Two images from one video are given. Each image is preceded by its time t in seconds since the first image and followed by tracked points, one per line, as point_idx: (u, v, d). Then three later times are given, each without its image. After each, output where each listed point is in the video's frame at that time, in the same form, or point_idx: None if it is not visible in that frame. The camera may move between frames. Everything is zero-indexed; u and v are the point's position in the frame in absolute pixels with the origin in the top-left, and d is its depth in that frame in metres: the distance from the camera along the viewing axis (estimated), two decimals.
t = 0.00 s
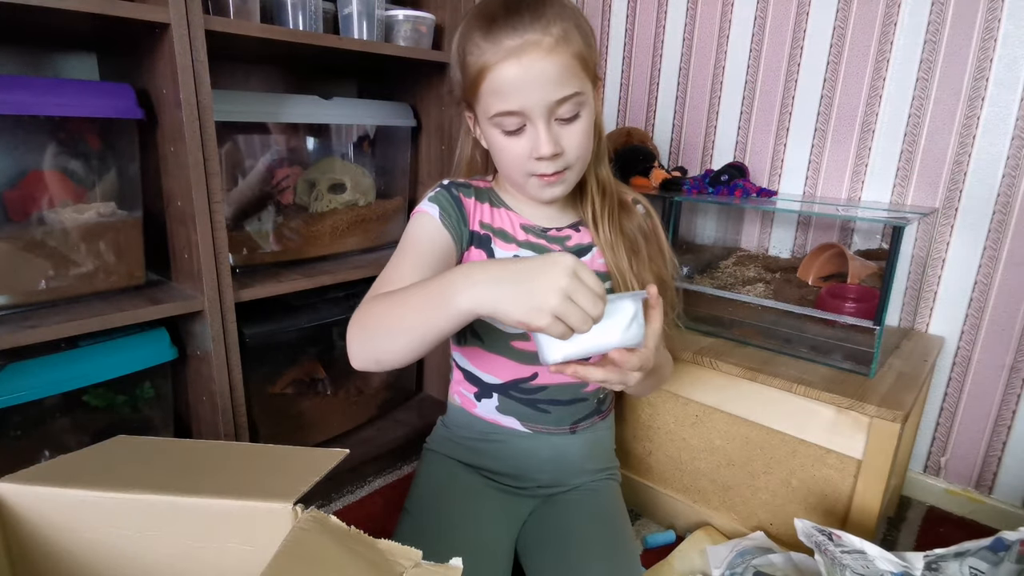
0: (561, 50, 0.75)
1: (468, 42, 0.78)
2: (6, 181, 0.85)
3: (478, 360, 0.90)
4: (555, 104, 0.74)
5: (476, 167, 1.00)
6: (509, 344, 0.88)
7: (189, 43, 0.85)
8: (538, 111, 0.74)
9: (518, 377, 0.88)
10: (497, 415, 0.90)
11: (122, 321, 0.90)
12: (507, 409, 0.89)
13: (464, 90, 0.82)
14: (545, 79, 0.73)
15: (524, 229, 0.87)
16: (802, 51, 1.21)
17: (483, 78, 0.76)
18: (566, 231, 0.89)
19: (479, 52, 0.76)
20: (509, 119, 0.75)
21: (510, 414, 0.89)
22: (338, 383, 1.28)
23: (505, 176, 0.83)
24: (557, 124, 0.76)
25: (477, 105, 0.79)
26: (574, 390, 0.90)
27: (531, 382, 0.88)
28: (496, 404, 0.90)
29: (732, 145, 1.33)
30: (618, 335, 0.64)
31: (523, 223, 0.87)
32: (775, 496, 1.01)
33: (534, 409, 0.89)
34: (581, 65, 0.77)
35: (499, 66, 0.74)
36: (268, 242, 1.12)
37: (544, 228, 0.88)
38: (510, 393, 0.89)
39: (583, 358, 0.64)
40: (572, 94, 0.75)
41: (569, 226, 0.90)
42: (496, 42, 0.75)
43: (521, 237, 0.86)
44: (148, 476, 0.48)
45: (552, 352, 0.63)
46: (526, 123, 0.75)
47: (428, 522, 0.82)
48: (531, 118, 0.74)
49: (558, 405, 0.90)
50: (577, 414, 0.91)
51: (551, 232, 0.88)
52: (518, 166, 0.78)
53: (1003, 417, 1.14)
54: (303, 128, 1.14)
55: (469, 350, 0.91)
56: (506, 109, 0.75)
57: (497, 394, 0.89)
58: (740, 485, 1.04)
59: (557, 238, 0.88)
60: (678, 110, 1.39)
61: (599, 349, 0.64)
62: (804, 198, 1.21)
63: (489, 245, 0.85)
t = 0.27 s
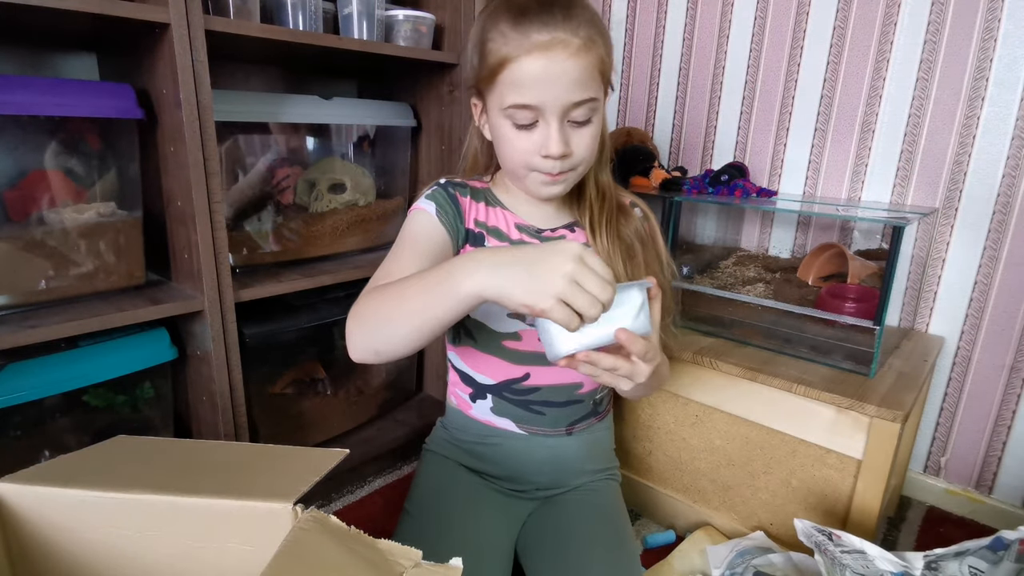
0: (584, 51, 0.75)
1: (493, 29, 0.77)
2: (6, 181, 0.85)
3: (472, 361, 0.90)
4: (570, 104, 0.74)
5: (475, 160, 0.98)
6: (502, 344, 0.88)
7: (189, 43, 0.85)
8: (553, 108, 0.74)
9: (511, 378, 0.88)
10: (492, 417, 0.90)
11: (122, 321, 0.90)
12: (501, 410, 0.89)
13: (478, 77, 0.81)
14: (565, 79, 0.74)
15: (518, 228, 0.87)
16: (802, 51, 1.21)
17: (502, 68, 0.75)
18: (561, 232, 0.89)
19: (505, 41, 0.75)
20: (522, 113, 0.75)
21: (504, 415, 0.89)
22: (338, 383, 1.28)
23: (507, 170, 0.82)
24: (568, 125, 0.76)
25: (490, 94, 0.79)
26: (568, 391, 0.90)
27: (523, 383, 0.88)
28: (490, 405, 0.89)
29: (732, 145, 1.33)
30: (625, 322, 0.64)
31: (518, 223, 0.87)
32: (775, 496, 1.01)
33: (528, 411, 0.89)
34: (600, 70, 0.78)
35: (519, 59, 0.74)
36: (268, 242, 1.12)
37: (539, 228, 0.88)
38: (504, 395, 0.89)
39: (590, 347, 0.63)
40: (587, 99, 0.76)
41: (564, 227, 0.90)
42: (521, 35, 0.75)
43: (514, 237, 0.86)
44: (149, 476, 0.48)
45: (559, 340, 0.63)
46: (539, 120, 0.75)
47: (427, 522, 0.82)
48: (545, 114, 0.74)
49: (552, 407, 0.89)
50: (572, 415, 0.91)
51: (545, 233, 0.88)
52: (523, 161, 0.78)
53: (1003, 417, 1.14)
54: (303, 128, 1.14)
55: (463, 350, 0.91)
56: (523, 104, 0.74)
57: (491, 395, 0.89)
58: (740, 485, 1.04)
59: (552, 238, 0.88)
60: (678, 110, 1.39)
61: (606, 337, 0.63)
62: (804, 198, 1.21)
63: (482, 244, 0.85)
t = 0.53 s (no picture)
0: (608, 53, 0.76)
1: (523, 26, 0.78)
2: (6, 181, 0.85)
3: (470, 364, 0.90)
4: (591, 106, 0.75)
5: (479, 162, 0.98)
6: (501, 347, 0.88)
7: (189, 43, 0.85)
8: (574, 107, 0.74)
9: (509, 382, 0.88)
10: (490, 419, 0.89)
11: (122, 321, 0.90)
12: (500, 414, 0.89)
13: (496, 70, 0.80)
14: (590, 80, 0.74)
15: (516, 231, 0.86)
16: (802, 51, 1.21)
17: (526, 63, 0.75)
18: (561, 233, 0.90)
19: (530, 36, 0.77)
20: (542, 109, 0.74)
21: (503, 418, 0.89)
22: (338, 383, 1.28)
23: (517, 167, 0.81)
24: (586, 127, 0.76)
25: (508, 88, 0.78)
26: (567, 394, 0.89)
27: (521, 386, 0.88)
28: (489, 408, 0.89)
29: (732, 145, 1.33)
30: (664, 327, 0.65)
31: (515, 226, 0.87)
32: (775, 496, 1.01)
33: (527, 414, 0.88)
34: (620, 78, 0.79)
35: (545, 54, 0.74)
36: (268, 242, 1.12)
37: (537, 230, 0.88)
38: (503, 398, 0.88)
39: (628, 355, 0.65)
40: (605, 104, 0.76)
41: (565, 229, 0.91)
42: (550, 34, 0.76)
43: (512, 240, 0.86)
44: (148, 476, 0.48)
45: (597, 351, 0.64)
46: (558, 117, 0.75)
47: (426, 522, 0.82)
48: (565, 112, 0.74)
49: (550, 410, 0.89)
50: (570, 418, 0.91)
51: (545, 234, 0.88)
52: (537, 158, 0.77)
53: (1003, 417, 1.14)
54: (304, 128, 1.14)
55: (461, 353, 0.91)
56: (545, 100, 0.74)
57: (489, 398, 0.89)
58: (740, 485, 1.04)
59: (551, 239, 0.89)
60: (678, 110, 1.39)
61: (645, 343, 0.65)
62: (804, 198, 1.21)
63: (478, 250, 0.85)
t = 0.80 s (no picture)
0: (619, 48, 0.76)
1: (532, 18, 0.78)
2: (6, 181, 0.85)
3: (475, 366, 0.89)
4: (599, 100, 0.75)
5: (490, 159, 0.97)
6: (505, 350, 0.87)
7: (189, 43, 0.85)
8: (582, 101, 0.74)
9: (515, 385, 0.87)
10: (495, 422, 0.89)
11: (122, 321, 0.90)
12: (505, 416, 0.88)
13: (503, 64, 0.81)
14: (600, 73, 0.74)
15: (516, 234, 0.86)
16: (802, 51, 1.21)
17: (535, 55, 0.75)
18: (565, 234, 0.88)
19: (538, 28, 0.77)
20: (550, 102, 0.74)
21: (508, 421, 0.88)
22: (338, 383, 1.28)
23: (522, 163, 0.81)
24: (594, 122, 0.76)
25: (517, 82, 0.78)
26: (573, 399, 0.88)
27: (527, 390, 0.87)
28: (494, 411, 0.89)
29: (732, 145, 1.33)
30: (687, 323, 0.64)
31: (515, 228, 0.86)
32: (775, 496, 1.01)
33: (532, 418, 0.88)
34: (628, 72, 0.79)
35: (554, 47, 0.74)
36: (267, 242, 1.12)
37: (540, 231, 0.87)
38: (509, 401, 0.88)
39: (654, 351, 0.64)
40: (614, 98, 0.76)
41: (569, 230, 0.88)
42: (560, 26, 0.76)
43: (512, 244, 0.86)
44: (149, 477, 0.48)
45: (624, 347, 0.63)
46: (566, 111, 0.75)
47: (427, 523, 0.83)
48: (573, 106, 0.74)
49: (556, 415, 0.88)
50: (576, 423, 0.90)
51: (547, 235, 0.86)
52: (544, 153, 0.77)
53: (1003, 417, 1.14)
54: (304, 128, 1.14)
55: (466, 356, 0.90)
56: (554, 93, 0.74)
57: (494, 401, 0.89)
58: (740, 485, 1.04)
59: (554, 241, 0.86)
60: (678, 110, 1.39)
61: (671, 340, 0.64)
62: (804, 198, 1.21)
63: (476, 258, 0.85)
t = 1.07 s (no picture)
0: (632, 47, 0.76)
1: (544, 14, 0.78)
2: (6, 181, 0.85)
3: (482, 369, 0.88)
4: (611, 98, 0.75)
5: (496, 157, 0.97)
6: (515, 352, 0.86)
7: (189, 43, 0.85)
8: (594, 99, 0.74)
9: (525, 388, 0.86)
10: (502, 424, 0.89)
11: (122, 321, 0.90)
12: (514, 418, 0.88)
13: (513, 61, 0.80)
14: (612, 71, 0.74)
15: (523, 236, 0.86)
16: (802, 51, 1.21)
17: (547, 52, 0.75)
18: (572, 234, 0.88)
19: (550, 25, 0.76)
20: (563, 99, 0.74)
21: (516, 423, 0.88)
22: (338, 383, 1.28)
23: (531, 161, 0.81)
24: (605, 120, 0.76)
25: (528, 79, 0.78)
26: (582, 400, 0.88)
27: (536, 392, 0.87)
28: (502, 413, 0.88)
29: (732, 145, 1.33)
30: (705, 331, 0.65)
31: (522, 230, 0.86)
32: (775, 496, 1.01)
33: (541, 420, 0.88)
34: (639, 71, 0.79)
35: (568, 44, 0.74)
36: (268, 242, 1.12)
37: (547, 232, 0.87)
38: (518, 405, 0.87)
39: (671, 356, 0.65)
40: (625, 97, 0.76)
41: (577, 230, 0.88)
42: (573, 23, 0.76)
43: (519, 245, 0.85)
44: (150, 476, 0.48)
45: (642, 353, 0.64)
46: (578, 109, 0.75)
47: (430, 521, 0.83)
48: (586, 104, 0.75)
49: (564, 416, 0.88)
50: (583, 425, 0.90)
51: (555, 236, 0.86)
52: (554, 151, 0.77)
53: (1003, 417, 1.14)
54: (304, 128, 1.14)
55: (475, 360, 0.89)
56: (567, 90, 0.74)
57: (502, 404, 0.88)
58: (740, 485, 1.04)
59: (562, 241, 0.86)
60: (678, 110, 1.39)
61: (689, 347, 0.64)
62: (804, 198, 1.21)
63: (484, 258, 0.85)
